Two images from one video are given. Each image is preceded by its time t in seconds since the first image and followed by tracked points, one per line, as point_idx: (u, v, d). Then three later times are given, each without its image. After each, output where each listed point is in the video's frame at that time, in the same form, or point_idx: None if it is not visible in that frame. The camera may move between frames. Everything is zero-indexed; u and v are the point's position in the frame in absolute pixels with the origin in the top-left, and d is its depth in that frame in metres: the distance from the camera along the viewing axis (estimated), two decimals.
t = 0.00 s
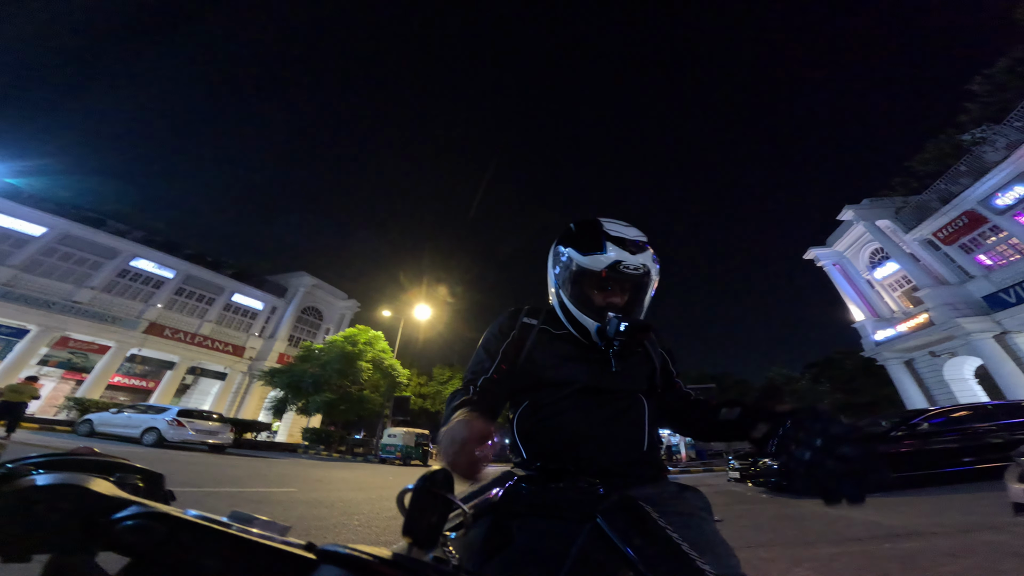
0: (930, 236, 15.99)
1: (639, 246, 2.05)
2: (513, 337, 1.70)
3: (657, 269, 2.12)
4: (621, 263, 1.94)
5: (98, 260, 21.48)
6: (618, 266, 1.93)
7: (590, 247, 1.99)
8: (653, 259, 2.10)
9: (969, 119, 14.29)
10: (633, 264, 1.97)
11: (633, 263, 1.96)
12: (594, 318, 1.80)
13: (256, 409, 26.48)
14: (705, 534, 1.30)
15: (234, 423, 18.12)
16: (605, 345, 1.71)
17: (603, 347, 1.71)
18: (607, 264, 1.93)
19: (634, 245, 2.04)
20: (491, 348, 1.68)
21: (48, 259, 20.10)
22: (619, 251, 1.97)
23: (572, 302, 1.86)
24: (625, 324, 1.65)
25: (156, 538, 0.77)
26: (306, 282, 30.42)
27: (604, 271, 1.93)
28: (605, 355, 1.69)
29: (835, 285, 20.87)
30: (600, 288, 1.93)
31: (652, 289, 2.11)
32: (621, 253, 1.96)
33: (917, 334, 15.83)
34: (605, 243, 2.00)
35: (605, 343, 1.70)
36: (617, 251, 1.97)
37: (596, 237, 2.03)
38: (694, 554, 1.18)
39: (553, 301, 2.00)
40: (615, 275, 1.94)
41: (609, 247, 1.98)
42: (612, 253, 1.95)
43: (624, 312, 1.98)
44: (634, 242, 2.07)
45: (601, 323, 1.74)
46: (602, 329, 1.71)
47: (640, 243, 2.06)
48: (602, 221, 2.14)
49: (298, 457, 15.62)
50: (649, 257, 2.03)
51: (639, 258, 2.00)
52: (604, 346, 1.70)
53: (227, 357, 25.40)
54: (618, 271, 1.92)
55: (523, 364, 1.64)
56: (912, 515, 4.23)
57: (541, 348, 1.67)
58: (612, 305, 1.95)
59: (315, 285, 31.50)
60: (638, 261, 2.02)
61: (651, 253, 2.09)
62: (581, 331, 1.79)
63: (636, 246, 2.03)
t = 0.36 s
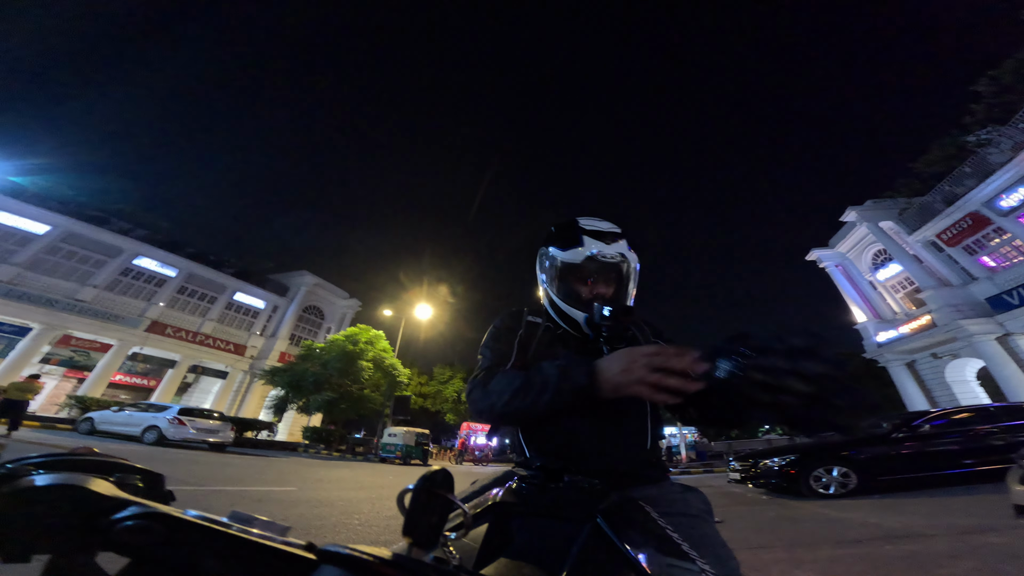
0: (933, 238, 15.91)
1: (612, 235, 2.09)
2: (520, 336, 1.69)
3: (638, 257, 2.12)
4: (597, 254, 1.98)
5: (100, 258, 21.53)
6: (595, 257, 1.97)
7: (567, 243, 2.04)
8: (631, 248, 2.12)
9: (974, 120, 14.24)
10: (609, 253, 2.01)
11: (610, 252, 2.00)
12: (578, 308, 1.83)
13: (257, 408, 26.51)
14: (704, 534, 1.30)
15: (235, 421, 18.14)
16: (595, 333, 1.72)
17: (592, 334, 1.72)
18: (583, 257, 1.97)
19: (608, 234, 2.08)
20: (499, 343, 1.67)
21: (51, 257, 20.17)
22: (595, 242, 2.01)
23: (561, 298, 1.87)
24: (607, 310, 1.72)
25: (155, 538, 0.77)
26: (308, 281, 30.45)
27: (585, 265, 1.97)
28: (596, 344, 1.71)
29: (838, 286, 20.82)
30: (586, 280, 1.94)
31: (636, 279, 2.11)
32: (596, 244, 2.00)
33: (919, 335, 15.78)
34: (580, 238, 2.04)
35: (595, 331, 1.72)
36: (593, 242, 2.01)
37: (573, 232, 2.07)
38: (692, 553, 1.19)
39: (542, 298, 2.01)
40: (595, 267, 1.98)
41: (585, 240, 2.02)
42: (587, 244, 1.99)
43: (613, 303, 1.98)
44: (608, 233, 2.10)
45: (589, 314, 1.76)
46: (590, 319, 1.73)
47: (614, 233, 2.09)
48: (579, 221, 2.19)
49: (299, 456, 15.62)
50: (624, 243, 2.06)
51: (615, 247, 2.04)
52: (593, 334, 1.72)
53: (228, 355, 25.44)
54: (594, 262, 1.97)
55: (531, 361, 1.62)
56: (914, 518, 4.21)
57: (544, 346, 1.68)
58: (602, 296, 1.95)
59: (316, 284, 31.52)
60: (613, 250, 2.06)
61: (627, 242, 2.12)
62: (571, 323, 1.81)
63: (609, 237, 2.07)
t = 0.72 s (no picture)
0: (940, 238, 15.79)
1: (588, 226, 2.08)
2: (522, 335, 1.68)
3: (618, 244, 2.05)
4: (571, 247, 1.98)
5: (105, 254, 21.60)
6: (568, 251, 1.97)
7: (545, 245, 2.09)
8: (610, 238, 2.08)
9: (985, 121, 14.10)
10: (581, 247, 1.99)
11: (582, 245, 1.98)
12: (559, 301, 1.81)
13: (259, 404, 26.61)
14: (705, 535, 1.29)
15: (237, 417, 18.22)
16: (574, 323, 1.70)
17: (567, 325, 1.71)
18: (556, 254, 1.99)
19: (582, 227, 2.08)
20: (501, 339, 1.69)
21: (56, 253, 20.26)
22: (569, 236, 2.02)
23: (547, 296, 1.87)
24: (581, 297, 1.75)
25: (156, 537, 0.76)
26: (311, 278, 30.50)
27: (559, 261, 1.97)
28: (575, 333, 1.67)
29: (841, 286, 20.71)
30: (570, 274, 1.93)
31: (620, 267, 2.03)
32: (570, 239, 2.01)
33: (922, 336, 15.72)
34: (557, 235, 2.07)
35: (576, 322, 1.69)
36: (568, 237, 2.02)
37: (551, 234, 2.11)
38: (692, 553, 1.18)
39: (536, 298, 2.01)
40: (565, 260, 1.97)
41: (559, 236, 2.04)
42: (561, 240, 2.01)
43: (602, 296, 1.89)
44: (582, 226, 2.08)
45: (568, 304, 1.72)
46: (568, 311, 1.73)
47: (588, 226, 2.06)
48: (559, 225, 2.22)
49: (300, 452, 15.68)
50: (599, 233, 2.03)
51: (590, 237, 2.04)
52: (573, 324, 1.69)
53: (230, 352, 25.52)
54: (566, 257, 1.96)
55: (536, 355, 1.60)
56: (915, 519, 4.19)
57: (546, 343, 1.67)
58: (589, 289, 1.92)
59: (319, 281, 31.57)
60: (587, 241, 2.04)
61: (606, 232, 2.08)
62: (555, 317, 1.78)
63: (582, 229, 2.05)
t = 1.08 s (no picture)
0: (937, 237, 15.84)
1: (569, 231, 2.02)
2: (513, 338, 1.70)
3: (601, 245, 1.98)
4: (552, 254, 1.91)
5: (102, 255, 21.57)
6: (550, 258, 1.90)
7: (529, 252, 2.05)
8: (593, 239, 2.00)
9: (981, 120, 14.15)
10: (562, 251, 1.91)
11: (562, 250, 1.91)
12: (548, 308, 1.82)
13: (259, 405, 26.57)
14: (705, 535, 1.29)
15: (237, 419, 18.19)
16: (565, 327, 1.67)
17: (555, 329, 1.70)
18: (538, 262, 1.93)
19: (565, 232, 2.01)
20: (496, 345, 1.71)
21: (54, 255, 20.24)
22: (550, 242, 1.97)
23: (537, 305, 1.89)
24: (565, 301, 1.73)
25: (156, 537, 0.76)
26: (310, 279, 30.49)
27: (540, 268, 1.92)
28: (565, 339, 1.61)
29: (840, 285, 20.73)
30: (554, 279, 1.87)
31: (605, 269, 1.95)
32: (551, 246, 1.95)
33: (921, 335, 15.75)
34: (539, 243, 2.02)
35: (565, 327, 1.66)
36: (548, 243, 1.97)
37: (533, 242, 2.06)
38: (693, 553, 1.18)
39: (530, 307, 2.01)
40: (548, 266, 1.89)
41: (541, 243, 2.00)
42: (542, 247, 1.96)
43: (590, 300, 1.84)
44: (563, 231, 2.02)
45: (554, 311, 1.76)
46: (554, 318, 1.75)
47: (568, 230, 2.00)
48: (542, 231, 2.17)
49: (300, 453, 15.66)
50: (580, 237, 1.96)
51: (572, 241, 1.97)
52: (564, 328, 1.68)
53: (230, 353, 25.48)
54: (549, 265, 1.88)
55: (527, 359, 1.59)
56: (915, 517, 4.20)
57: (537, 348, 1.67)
58: (575, 295, 1.85)
59: (317, 281, 31.55)
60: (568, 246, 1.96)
61: (587, 234, 2.01)
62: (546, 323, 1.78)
63: (563, 234, 1.99)
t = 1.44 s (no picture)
0: (934, 237, 15.90)
1: (564, 234, 2.01)
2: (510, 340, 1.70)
3: (596, 247, 1.97)
4: (548, 258, 1.91)
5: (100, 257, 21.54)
6: (546, 262, 1.90)
7: (525, 256, 2.04)
8: (587, 242, 1.99)
9: (977, 120, 14.20)
10: (556, 255, 1.91)
11: (556, 254, 1.91)
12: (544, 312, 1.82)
13: (258, 406, 26.53)
14: (705, 534, 1.29)
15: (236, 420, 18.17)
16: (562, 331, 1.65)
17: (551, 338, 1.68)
18: (535, 267, 1.92)
19: (560, 235, 2.00)
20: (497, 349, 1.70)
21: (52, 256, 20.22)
22: (544, 246, 1.95)
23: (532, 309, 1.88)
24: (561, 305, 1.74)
25: (155, 537, 0.77)
26: (309, 280, 30.46)
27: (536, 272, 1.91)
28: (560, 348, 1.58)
29: (838, 285, 20.76)
30: (552, 284, 1.85)
31: (600, 272, 1.95)
32: (546, 249, 1.94)
33: (919, 334, 15.79)
34: (534, 247, 2.01)
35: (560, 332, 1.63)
36: (543, 247, 1.95)
37: (529, 246, 2.05)
38: (693, 552, 1.18)
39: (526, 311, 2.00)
40: (544, 270, 1.89)
41: (536, 247, 1.97)
42: (537, 250, 1.94)
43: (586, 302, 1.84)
44: (557, 234, 1.99)
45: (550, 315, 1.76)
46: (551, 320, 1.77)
47: (562, 233, 1.98)
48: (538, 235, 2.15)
49: (299, 455, 15.65)
50: (574, 240, 1.95)
51: (566, 244, 1.96)
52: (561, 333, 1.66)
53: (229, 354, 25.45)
54: (545, 268, 1.88)
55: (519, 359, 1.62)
56: (914, 517, 4.20)
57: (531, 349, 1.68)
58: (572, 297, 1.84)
59: (316, 283, 31.55)
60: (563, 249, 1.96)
61: (581, 236, 2.00)
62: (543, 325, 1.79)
63: (557, 237, 1.97)
